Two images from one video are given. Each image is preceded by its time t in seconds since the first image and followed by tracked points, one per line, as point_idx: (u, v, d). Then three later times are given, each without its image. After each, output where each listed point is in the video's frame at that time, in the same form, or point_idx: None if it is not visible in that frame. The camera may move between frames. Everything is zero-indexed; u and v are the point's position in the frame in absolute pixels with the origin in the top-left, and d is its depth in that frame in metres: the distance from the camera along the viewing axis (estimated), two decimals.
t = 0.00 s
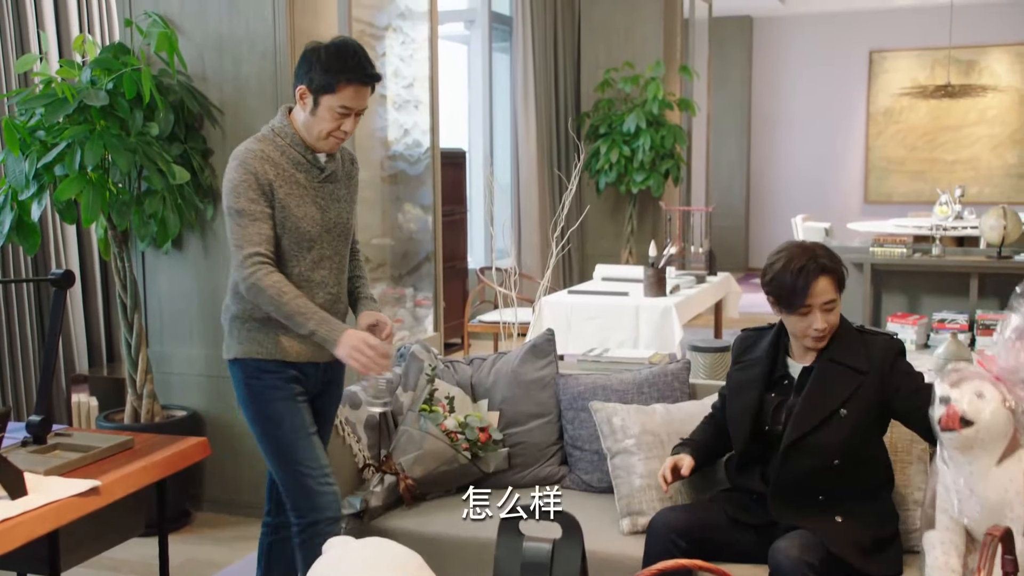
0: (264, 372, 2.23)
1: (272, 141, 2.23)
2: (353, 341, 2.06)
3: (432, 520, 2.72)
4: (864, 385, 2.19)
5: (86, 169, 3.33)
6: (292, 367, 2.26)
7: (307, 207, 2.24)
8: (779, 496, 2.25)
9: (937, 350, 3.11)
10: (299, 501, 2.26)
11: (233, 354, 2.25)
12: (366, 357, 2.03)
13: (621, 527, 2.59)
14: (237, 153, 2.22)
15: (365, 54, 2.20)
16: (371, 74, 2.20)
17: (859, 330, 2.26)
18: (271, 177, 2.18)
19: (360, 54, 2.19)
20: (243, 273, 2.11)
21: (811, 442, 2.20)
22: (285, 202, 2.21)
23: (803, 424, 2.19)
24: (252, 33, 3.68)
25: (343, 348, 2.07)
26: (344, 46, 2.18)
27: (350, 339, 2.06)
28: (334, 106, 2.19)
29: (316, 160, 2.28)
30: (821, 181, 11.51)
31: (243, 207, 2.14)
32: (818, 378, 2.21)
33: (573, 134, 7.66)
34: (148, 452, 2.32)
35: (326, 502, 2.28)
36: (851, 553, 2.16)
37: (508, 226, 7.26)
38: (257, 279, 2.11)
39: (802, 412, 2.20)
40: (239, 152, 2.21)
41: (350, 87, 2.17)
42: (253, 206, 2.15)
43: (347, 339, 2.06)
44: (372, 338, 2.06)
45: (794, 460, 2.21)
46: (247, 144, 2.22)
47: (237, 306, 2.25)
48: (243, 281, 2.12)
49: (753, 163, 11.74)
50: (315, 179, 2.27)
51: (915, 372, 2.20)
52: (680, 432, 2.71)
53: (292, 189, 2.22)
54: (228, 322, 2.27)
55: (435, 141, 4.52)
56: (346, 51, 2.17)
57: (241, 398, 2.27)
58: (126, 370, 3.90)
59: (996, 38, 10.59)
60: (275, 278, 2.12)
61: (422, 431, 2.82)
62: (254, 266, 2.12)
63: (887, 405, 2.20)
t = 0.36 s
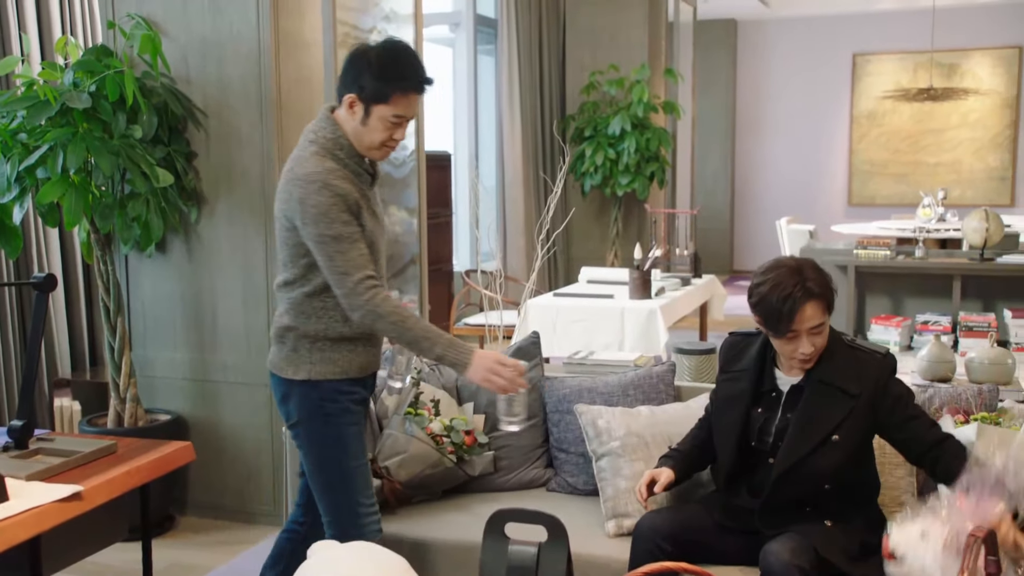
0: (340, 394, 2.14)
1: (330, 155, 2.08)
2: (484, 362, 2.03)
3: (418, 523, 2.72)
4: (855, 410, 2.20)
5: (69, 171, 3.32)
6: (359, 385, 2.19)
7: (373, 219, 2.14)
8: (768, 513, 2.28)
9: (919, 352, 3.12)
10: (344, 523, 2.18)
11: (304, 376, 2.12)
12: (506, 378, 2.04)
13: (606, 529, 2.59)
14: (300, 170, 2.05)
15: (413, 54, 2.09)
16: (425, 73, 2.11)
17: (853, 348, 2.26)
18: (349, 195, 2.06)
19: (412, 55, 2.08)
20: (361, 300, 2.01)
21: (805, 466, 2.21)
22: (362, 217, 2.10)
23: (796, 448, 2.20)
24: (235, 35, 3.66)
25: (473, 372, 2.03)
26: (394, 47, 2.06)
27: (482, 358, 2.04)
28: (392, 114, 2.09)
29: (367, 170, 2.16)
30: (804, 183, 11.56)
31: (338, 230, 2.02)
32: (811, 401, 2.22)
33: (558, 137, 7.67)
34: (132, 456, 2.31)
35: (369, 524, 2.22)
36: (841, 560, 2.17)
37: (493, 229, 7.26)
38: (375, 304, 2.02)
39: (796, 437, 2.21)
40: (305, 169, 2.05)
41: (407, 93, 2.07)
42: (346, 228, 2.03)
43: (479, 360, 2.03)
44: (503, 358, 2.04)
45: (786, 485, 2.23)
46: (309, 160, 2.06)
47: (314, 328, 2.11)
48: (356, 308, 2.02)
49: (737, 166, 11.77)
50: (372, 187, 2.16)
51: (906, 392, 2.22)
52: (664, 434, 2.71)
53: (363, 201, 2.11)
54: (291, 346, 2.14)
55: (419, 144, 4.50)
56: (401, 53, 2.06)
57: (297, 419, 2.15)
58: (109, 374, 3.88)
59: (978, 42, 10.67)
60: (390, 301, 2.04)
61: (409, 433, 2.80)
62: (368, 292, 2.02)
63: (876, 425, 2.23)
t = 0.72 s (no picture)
0: (372, 400, 2.01)
1: (376, 157, 1.88)
2: (564, 367, 1.87)
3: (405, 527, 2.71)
4: (842, 414, 2.19)
5: (50, 174, 3.29)
6: (389, 392, 2.04)
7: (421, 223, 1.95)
8: (752, 513, 2.30)
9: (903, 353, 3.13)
10: (356, 535, 2.04)
11: (339, 384, 1.96)
12: (587, 382, 1.88)
13: (593, 531, 2.59)
14: (349, 172, 1.85)
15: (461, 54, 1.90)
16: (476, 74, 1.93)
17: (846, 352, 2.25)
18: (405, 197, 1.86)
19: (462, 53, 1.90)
20: (443, 301, 1.82)
21: (789, 469, 2.22)
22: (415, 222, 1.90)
23: (780, 450, 2.21)
24: (218, 36, 3.64)
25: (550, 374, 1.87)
26: (446, 46, 1.86)
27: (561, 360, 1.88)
28: (444, 119, 1.89)
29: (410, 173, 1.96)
30: (788, 185, 11.60)
31: (404, 231, 1.82)
32: (798, 403, 2.22)
33: (543, 139, 7.68)
34: (115, 461, 2.29)
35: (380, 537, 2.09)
36: (827, 561, 2.18)
37: (477, 231, 7.24)
38: (455, 306, 1.82)
39: (779, 439, 2.21)
40: (355, 171, 1.84)
41: (462, 97, 1.87)
42: (410, 229, 1.83)
43: (559, 365, 1.87)
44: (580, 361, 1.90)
45: (769, 485, 2.24)
46: (357, 164, 1.86)
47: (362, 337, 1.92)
48: (434, 311, 1.83)
49: (722, 167, 11.81)
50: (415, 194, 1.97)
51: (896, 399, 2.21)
52: (650, 435, 2.70)
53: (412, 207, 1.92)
54: (332, 356, 1.95)
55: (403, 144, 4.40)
56: (455, 51, 1.86)
57: (323, 424, 2.00)
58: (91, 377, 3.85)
59: (959, 44, 10.74)
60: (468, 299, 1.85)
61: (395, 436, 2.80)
62: (447, 292, 1.82)
63: (862, 430, 2.23)
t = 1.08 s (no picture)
0: (376, 406, 1.95)
1: (389, 167, 1.86)
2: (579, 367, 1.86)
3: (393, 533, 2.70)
4: (824, 400, 2.22)
5: (34, 175, 3.26)
6: (399, 398, 2.00)
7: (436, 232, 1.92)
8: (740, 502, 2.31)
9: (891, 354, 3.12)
10: (358, 542, 2.00)
11: (343, 390, 1.93)
12: (601, 385, 1.88)
13: (582, 534, 2.58)
14: (355, 179, 1.83)
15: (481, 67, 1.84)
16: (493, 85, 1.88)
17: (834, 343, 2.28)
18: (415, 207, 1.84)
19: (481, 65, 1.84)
20: (453, 309, 1.79)
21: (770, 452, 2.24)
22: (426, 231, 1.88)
23: (762, 435, 2.23)
24: (204, 36, 3.62)
25: (566, 376, 1.86)
26: (467, 62, 1.80)
27: (575, 365, 1.88)
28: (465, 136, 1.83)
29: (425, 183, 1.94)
30: (774, 187, 11.62)
31: (414, 238, 1.79)
32: (785, 389, 2.24)
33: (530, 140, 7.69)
34: (100, 466, 2.26)
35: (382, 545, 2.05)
36: (819, 562, 2.19)
37: (465, 233, 7.23)
38: (467, 315, 1.80)
39: (761, 423, 2.23)
40: (363, 179, 1.82)
41: (482, 118, 1.81)
42: (419, 237, 1.80)
43: (574, 368, 1.86)
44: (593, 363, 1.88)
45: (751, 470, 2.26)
46: (367, 173, 1.84)
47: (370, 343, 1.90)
48: (444, 319, 1.80)
49: (708, 169, 11.83)
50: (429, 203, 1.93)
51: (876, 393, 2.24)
52: (640, 437, 2.68)
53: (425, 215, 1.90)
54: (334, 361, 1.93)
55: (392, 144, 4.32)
56: (474, 65, 1.81)
57: (330, 426, 1.95)
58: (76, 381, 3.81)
59: (943, 46, 10.80)
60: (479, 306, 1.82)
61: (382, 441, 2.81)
62: (457, 300, 1.79)
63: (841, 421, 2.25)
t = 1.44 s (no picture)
0: (395, 409, 1.93)
1: (422, 158, 1.85)
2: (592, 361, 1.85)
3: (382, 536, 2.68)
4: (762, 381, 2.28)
5: (19, 176, 3.23)
6: (426, 402, 1.95)
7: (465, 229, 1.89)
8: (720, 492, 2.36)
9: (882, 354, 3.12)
10: (374, 543, 1.99)
11: (364, 385, 1.91)
12: (612, 380, 1.87)
13: (575, 536, 2.57)
14: (383, 168, 1.83)
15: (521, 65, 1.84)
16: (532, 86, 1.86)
17: (792, 329, 2.31)
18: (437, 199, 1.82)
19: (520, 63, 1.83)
20: (462, 302, 1.76)
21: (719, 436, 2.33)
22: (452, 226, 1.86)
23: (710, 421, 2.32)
24: (192, 35, 3.59)
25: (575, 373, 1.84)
26: (508, 59, 1.80)
27: (586, 362, 1.86)
28: (502, 132, 1.82)
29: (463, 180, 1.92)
30: (762, 187, 11.64)
31: (429, 229, 1.78)
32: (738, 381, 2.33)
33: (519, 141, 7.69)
34: (87, 470, 2.24)
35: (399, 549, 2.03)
36: (802, 562, 2.18)
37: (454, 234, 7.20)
38: (475, 310, 1.77)
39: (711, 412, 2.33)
40: (389, 168, 1.82)
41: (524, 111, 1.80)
42: (435, 229, 1.79)
43: (585, 364, 1.85)
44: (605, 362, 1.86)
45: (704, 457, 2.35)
46: (394, 163, 1.84)
47: (387, 335, 1.89)
48: (453, 312, 1.78)
49: (696, 169, 11.84)
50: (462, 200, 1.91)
51: (820, 378, 2.25)
52: (631, 439, 2.68)
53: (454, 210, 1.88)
54: (357, 353, 1.92)
55: (381, 145, 4.28)
56: (511, 63, 1.80)
57: (353, 424, 1.96)
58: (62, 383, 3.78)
59: (929, 47, 10.84)
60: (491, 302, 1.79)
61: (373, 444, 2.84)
62: (467, 294, 1.77)
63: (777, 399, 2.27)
